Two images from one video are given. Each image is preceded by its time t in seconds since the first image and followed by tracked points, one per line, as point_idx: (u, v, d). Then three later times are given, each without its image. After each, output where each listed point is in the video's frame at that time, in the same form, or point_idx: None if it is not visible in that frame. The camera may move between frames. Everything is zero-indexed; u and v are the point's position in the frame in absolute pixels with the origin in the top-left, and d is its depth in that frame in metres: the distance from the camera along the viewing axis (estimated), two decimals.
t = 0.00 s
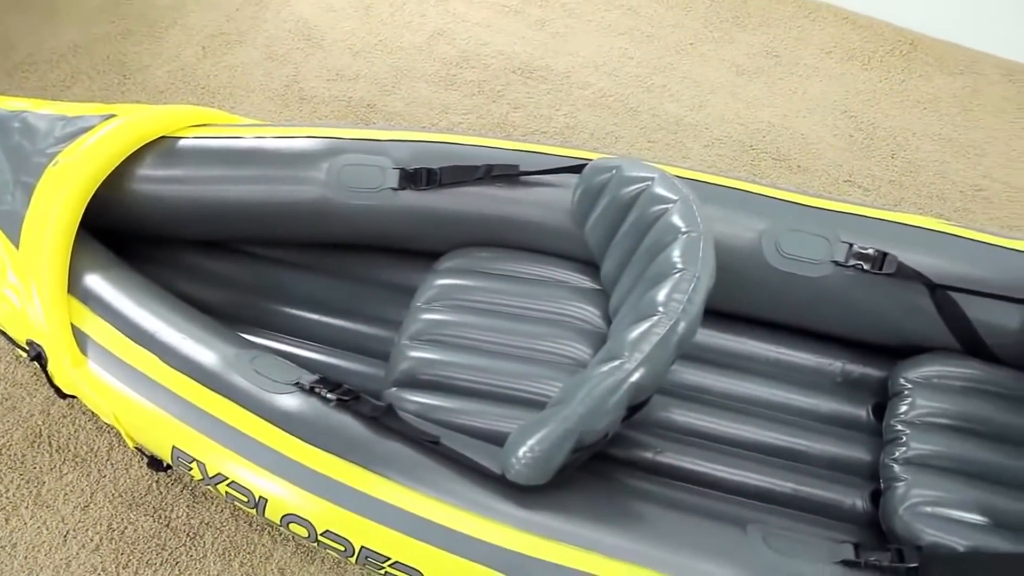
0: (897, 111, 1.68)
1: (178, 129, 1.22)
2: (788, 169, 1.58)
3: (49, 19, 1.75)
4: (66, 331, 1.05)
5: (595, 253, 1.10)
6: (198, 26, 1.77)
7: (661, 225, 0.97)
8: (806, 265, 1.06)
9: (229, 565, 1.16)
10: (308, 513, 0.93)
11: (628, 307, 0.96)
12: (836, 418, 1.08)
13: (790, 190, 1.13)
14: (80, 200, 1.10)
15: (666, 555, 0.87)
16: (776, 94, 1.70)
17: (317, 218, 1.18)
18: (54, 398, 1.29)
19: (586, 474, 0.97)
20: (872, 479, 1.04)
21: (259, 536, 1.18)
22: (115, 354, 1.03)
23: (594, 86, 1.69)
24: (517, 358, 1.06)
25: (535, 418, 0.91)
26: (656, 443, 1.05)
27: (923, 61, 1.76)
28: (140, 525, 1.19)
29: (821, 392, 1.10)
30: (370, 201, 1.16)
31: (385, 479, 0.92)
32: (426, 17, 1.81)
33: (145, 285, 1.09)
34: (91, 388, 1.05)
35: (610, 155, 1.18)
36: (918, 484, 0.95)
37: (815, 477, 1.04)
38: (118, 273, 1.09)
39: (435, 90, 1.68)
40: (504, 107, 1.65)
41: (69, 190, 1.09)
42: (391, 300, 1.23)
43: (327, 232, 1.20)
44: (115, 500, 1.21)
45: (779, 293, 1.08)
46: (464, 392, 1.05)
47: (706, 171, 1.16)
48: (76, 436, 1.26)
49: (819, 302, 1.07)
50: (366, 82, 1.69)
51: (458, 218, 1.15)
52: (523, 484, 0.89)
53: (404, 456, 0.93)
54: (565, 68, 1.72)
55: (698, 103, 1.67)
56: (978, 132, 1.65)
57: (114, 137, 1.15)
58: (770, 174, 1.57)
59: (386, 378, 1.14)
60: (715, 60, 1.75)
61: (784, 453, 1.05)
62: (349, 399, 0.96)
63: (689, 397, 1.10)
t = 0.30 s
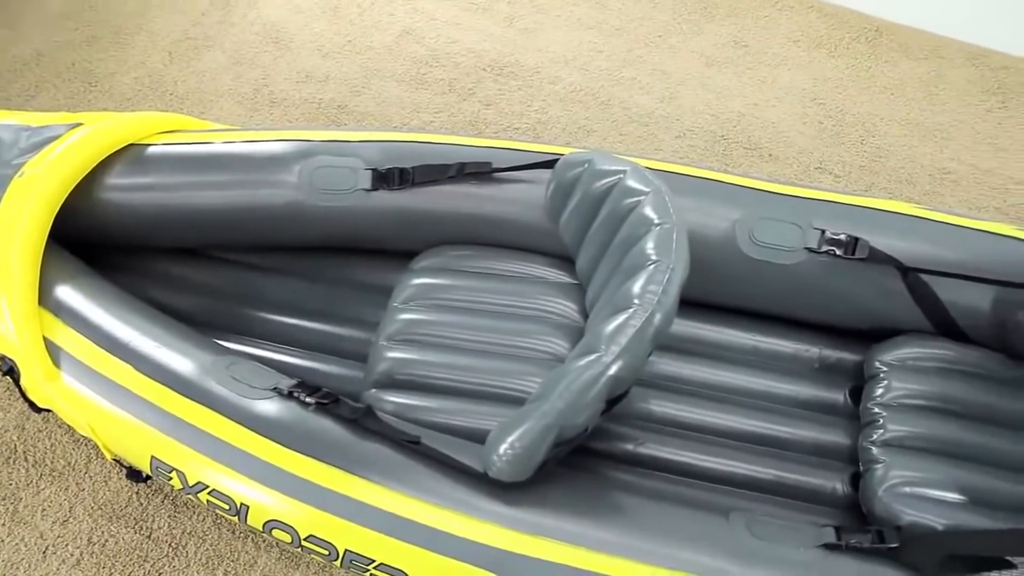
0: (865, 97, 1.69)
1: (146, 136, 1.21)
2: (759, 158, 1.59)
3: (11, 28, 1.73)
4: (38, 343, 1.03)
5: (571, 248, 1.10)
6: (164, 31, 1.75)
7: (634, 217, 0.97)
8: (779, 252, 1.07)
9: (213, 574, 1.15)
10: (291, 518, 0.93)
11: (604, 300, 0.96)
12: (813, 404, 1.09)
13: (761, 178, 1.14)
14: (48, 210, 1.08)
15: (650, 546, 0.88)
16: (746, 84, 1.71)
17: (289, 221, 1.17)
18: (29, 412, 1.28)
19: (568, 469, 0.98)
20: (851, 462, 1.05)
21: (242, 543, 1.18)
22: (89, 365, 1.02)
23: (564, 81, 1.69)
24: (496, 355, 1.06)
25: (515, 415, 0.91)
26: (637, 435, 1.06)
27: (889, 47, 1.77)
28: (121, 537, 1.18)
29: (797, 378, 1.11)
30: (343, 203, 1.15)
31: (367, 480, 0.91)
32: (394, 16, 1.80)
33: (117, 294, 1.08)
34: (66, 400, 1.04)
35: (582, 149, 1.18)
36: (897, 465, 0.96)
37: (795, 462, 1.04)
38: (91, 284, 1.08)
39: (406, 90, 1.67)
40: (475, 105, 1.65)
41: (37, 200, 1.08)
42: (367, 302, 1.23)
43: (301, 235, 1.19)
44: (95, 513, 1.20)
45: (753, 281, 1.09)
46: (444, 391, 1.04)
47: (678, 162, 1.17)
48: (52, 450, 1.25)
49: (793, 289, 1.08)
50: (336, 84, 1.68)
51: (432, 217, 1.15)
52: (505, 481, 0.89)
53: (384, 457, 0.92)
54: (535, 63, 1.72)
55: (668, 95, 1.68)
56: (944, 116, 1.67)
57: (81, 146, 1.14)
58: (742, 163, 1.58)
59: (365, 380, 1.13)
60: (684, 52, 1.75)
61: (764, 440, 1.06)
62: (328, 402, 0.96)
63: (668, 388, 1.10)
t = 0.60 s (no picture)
0: (832, 86, 1.71)
1: (114, 146, 1.19)
2: (730, 149, 1.60)
3: None
4: (9, 361, 1.02)
5: (545, 245, 1.10)
6: (129, 40, 1.73)
7: (606, 212, 0.97)
8: (752, 243, 1.08)
9: None
10: (272, 526, 0.92)
11: (579, 296, 0.96)
12: (790, 391, 1.10)
13: (732, 169, 1.15)
14: (15, 224, 1.07)
15: (633, 539, 0.88)
16: (714, 77, 1.71)
17: (262, 227, 1.17)
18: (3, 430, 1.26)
19: (549, 466, 0.98)
20: (829, 448, 1.06)
21: (224, 554, 1.17)
22: (62, 381, 1.01)
23: (534, 78, 1.69)
24: (473, 355, 1.06)
25: (493, 414, 0.91)
26: (617, 429, 1.06)
27: (854, 37, 1.79)
28: (101, 552, 1.16)
29: (774, 367, 1.12)
30: (315, 207, 1.15)
31: (348, 485, 0.91)
32: (362, 18, 1.79)
33: (89, 307, 1.07)
34: (40, 417, 1.02)
35: (553, 146, 1.18)
36: (874, 449, 0.97)
37: (774, 450, 1.05)
38: (61, 297, 1.07)
39: (376, 92, 1.67)
40: (445, 105, 1.65)
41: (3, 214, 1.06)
42: (344, 306, 1.22)
43: (274, 242, 1.19)
44: (74, 529, 1.18)
45: (727, 272, 1.10)
46: (423, 393, 1.04)
47: (649, 156, 1.17)
48: (28, 468, 1.23)
49: (767, 278, 1.09)
50: (305, 88, 1.67)
51: (406, 219, 1.15)
52: (485, 480, 0.89)
53: (364, 461, 0.92)
54: (504, 62, 1.72)
55: (638, 90, 1.68)
56: (910, 103, 1.69)
57: (47, 159, 1.12)
58: (713, 155, 1.59)
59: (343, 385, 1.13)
60: (652, 46, 1.76)
61: (743, 429, 1.06)
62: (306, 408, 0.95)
63: (646, 381, 1.11)
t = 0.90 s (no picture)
0: (795, 77, 1.72)
1: (76, 162, 1.17)
2: (697, 143, 1.61)
3: None
4: None
5: (516, 245, 1.10)
6: (89, 53, 1.71)
7: (575, 210, 0.97)
8: (721, 235, 1.08)
9: None
10: (252, 538, 0.91)
11: (551, 294, 0.96)
12: (765, 381, 1.11)
13: (698, 163, 1.16)
14: None
15: (614, 535, 0.88)
16: (679, 71, 1.72)
17: (230, 238, 1.16)
18: None
19: (527, 465, 0.98)
20: (804, 435, 1.07)
21: (205, 568, 1.16)
22: (32, 402, 0.99)
23: (500, 79, 1.69)
24: (448, 357, 1.06)
25: (469, 416, 0.91)
26: (594, 426, 1.06)
27: (815, 27, 1.81)
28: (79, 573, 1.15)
29: (747, 357, 1.13)
30: (284, 216, 1.14)
31: (326, 494, 0.90)
32: (325, 24, 1.78)
33: (57, 325, 1.05)
34: (11, 439, 1.01)
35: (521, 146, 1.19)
36: (849, 434, 0.98)
37: (751, 440, 1.06)
38: (28, 316, 1.05)
39: (341, 98, 1.66)
40: (412, 108, 1.65)
41: None
42: (317, 313, 1.22)
43: (243, 252, 1.18)
44: (49, 551, 1.17)
45: (697, 265, 1.10)
46: (399, 397, 1.04)
47: (616, 152, 1.18)
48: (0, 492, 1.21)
49: (738, 269, 1.10)
50: (270, 96, 1.66)
51: (376, 224, 1.14)
52: (464, 482, 0.88)
53: (341, 468, 0.92)
54: (469, 63, 1.72)
55: (604, 87, 1.69)
56: (872, 91, 1.71)
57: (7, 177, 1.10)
58: (681, 149, 1.60)
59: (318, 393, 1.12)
60: (616, 43, 1.77)
61: (719, 420, 1.07)
62: (281, 418, 0.95)
63: (622, 376, 1.11)
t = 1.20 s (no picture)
0: (763, 70, 1.74)
1: (42, 176, 1.16)
2: (668, 138, 1.62)
3: None
4: None
5: (490, 246, 1.10)
6: (53, 65, 1.69)
7: (548, 209, 0.97)
8: (694, 229, 1.09)
9: None
10: (235, 550, 0.90)
11: (527, 294, 0.96)
12: (743, 373, 1.11)
13: (669, 157, 1.16)
14: None
15: (597, 532, 0.88)
16: (648, 67, 1.73)
17: (202, 248, 1.15)
18: None
19: (509, 466, 0.98)
20: (783, 425, 1.08)
21: None
22: (4, 421, 0.97)
23: (470, 80, 1.69)
24: (426, 360, 1.05)
25: (448, 419, 0.90)
26: (575, 424, 1.06)
27: (781, 20, 1.82)
28: None
29: (725, 349, 1.13)
30: (256, 225, 1.13)
31: (307, 502, 0.90)
32: (292, 30, 1.77)
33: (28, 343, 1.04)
34: None
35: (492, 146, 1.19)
36: (827, 423, 0.99)
37: (731, 432, 1.06)
38: None
39: (311, 104, 1.65)
40: (382, 112, 1.64)
41: None
42: (293, 321, 1.21)
43: (216, 262, 1.17)
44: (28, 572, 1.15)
45: (672, 260, 1.11)
46: (378, 403, 1.03)
47: (587, 150, 1.18)
48: None
49: (712, 263, 1.11)
50: (239, 103, 1.65)
51: (350, 229, 1.14)
52: (445, 485, 0.88)
53: (322, 476, 0.91)
54: (439, 66, 1.72)
55: (574, 85, 1.69)
56: (839, 82, 1.72)
57: None
58: (652, 145, 1.60)
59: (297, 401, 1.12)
60: (584, 41, 1.77)
61: (699, 414, 1.08)
62: (259, 427, 0.94)
63: (600, 373, 1.11)
